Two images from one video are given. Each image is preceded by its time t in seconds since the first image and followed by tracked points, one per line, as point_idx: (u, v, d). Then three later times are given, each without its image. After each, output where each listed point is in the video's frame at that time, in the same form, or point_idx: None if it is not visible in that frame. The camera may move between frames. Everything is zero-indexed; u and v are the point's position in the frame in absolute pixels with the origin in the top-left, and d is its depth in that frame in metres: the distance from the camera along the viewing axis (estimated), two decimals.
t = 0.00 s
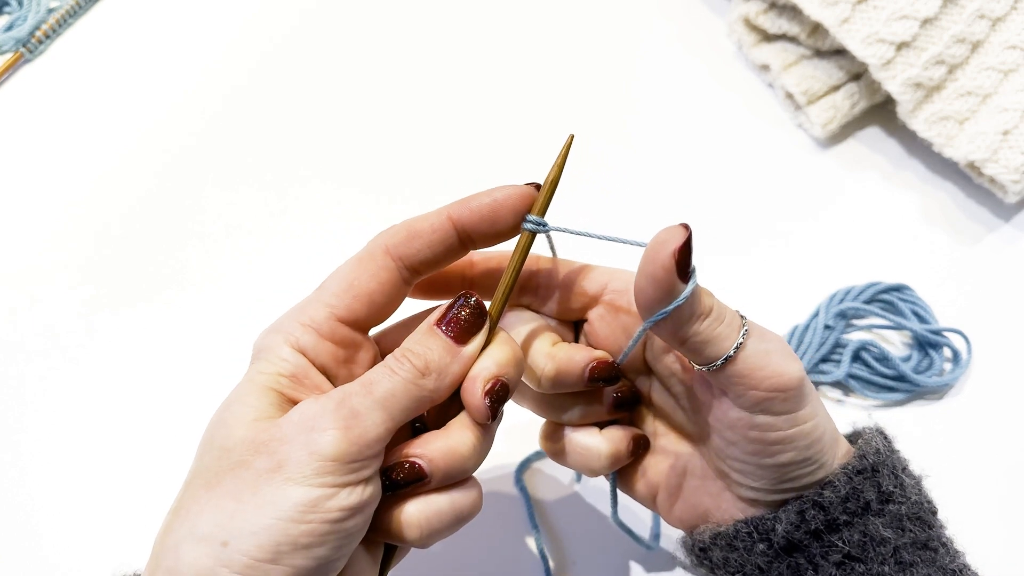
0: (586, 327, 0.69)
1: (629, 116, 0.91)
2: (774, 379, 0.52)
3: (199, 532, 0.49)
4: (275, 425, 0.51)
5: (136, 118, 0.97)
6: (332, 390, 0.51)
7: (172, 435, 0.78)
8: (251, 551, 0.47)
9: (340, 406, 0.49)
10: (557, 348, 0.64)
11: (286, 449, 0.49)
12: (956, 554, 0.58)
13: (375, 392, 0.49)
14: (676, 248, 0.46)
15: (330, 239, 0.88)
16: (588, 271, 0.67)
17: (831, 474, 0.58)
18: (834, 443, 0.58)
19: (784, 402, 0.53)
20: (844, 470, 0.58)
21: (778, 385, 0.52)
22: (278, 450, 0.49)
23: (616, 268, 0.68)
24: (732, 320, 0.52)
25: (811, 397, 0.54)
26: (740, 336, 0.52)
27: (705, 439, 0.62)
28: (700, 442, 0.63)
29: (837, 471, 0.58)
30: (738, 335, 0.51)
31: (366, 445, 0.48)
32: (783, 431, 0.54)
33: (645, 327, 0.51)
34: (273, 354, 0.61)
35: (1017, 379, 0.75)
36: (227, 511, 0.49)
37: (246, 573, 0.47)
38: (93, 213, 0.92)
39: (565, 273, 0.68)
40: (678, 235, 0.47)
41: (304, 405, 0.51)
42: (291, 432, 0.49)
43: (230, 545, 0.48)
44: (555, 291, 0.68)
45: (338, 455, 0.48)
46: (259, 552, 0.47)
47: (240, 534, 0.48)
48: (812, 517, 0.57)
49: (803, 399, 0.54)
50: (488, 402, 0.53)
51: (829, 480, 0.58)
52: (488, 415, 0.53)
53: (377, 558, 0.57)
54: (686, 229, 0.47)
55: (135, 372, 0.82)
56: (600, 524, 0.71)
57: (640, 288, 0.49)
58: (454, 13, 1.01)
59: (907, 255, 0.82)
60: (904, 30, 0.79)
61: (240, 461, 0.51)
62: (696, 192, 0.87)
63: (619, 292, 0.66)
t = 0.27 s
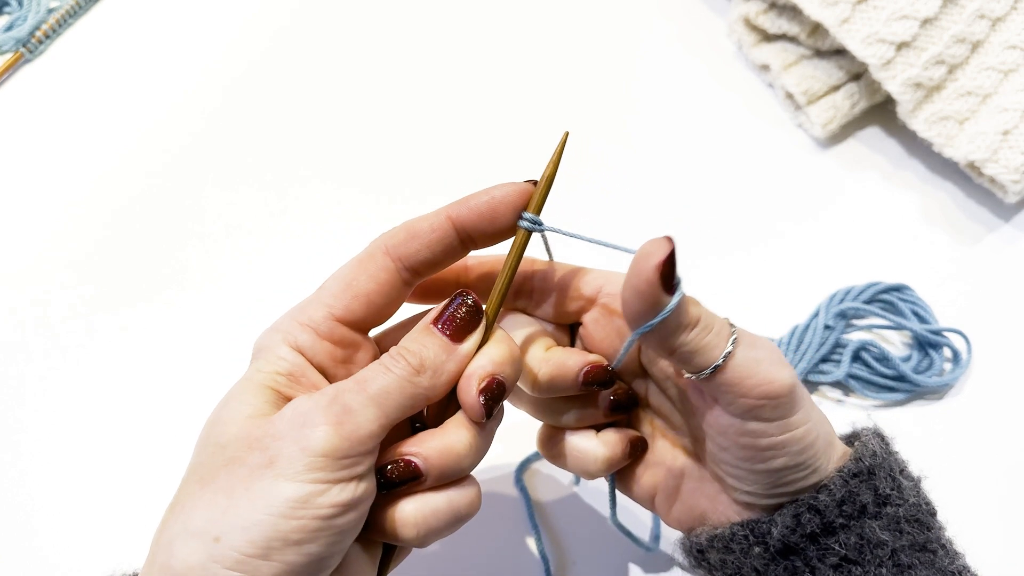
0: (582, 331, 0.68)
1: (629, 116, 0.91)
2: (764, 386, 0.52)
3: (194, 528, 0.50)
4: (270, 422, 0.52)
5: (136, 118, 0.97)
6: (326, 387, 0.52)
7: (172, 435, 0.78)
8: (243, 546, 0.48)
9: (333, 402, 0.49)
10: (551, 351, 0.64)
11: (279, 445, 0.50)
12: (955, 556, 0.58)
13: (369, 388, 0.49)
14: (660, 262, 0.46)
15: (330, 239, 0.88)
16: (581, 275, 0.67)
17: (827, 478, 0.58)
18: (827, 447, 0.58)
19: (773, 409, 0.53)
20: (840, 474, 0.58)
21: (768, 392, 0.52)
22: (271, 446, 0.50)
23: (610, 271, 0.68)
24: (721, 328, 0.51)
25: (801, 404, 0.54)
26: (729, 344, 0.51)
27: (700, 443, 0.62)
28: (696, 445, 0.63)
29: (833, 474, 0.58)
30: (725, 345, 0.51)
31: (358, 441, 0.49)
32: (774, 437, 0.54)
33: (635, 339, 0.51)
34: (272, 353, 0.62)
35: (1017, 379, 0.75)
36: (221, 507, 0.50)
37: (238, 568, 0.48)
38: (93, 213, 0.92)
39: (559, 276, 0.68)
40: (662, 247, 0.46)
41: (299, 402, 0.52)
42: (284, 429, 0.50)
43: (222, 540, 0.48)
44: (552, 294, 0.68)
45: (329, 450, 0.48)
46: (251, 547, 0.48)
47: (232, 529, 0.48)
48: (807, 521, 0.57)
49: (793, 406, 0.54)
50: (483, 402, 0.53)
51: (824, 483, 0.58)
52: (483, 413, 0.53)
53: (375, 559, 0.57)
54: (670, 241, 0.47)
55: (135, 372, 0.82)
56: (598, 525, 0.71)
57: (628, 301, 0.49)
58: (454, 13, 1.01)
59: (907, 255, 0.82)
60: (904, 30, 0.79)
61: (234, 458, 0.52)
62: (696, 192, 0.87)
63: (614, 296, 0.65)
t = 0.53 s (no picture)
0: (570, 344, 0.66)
1: (630, 116, 0.91)
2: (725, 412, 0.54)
3: (180, 517, 0.51)
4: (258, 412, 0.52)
5: (136, 118, 0.97)
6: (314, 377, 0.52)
7: (172, 436, 0.78)
8: (228, 533, 0.48)
9: (319, 392, 0.50)
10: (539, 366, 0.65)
11: (264, 433, 0.50)
12: (954, 567, 0.57)
13: (357, 378, 0.50)
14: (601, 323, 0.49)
15: (330, 239, 0.88)
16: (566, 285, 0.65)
17: (813, 493, 0.58)
18: (807, 473, 0.58)
19: (736, 446, 0.55)
20: (827, 488, 0.57)
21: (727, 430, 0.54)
22: (257, 436, 0.50)
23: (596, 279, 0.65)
24: (674, 374, 0.55)
25: (770, 437, 0.56)
26: (683, 388, 0.55)
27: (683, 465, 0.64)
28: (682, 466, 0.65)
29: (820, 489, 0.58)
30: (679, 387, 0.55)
31: (342, 429, 0.49)
32: (742, 470, 0.56)
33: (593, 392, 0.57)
34: (268, 349, 0.63)
35: (1017, 379, 0.75)
36: (206, 495, 0.50)
37: (224, 556, 0.48)
38: (92, 213, 0.92)
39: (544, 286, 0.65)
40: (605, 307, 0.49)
41: (287, 392, 0.52)
42: (270, 418, 0.51)
43: (207, 528, 0.49)
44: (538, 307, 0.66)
45: (313, 437, 0.48)
46: (236, 534, 0.48)
47: (217, 517, 0.49)
48: (796, 537, 0.56)
49: (759, 440, 0.55)
50: (470, 399, 0.53)
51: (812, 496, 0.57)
52: (471, 408, 0.53)
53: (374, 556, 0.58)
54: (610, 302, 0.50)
55: (135, 372, 0.82)
56: (596, 527, 0.71)
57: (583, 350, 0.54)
58: (454, 13, 1.01)
59: (907, 255, 0.82)
60: (904, 30, 0.79)
61: (222, 448, 0.52)
62: (697, 192, 0.87)
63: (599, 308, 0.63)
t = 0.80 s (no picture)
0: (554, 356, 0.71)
1: (629, 115, 0.91)
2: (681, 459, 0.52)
3: (174, 513, 0.51)
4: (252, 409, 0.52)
5: (136, 119, 0.97)
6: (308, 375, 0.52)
7: (172, 436, 0.78)
8: (220, 529, 0.48)
9: (311, 389, 0.50)
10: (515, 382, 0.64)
11: (257, 431, 0.50)
12: None
13: (350, 376, 0.50)
14: (511, 405, 0.46)
15: (329, 240, 0.88)
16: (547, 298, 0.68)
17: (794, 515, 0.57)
18: (775, 507, 0.57)
19: (693, 488, 0.54)
20: (807, 510, 0.57)
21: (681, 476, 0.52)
22: (250, 433, 0.50)
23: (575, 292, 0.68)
24: (621, 424, 0.51)
25: (729, 477, 0.54)
26: (632, 440, 0.51)
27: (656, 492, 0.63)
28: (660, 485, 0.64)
29: (797, 514, 0.57)
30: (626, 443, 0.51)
31: (333, 427, 0.49)
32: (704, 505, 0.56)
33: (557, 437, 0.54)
34: (267, 349, 0.63)
35: (1016, 380, 0.75)
36: (199, 492, 0.50)
37: (215, 552, 0.48)
38: (92, 213, 0.92)
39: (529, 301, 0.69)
40: (515, 385, 0.46)
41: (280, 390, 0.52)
42: (263, 415, 0.51)
43: (199, 524, 0.49)
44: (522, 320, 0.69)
45: (305, 435, 0.48)
46: (227, 530, 0.48)
47: (209, 513, 0.49)
48: (778, 563, 0.57)
49: (716, 481, 0.54)
50: (465, 399, 0.52)
51: (790, 523, 0.57)
52: (466, 406, 0.52)
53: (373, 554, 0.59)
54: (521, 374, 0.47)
55: (135, 373, 0.82)
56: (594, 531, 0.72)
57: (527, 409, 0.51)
58: (454, 13, 1.01)
59: (907, 255, 0.82)
60: (904, 30, 0.79)
61: (217, 445, 0.52)
62: (697, 192, 0.87)
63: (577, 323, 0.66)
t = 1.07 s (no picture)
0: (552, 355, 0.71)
1: (630, 115, 0.91)
2: (678, 465, 0.52)
3: (172, 513, 0.51)
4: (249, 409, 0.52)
5: (136, 119, 0.97)
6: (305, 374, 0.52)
7: (171, 437, 0.78)
8: (218, 529, 0.48)
9: (308, 389, 0.50)
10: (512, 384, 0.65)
11: (254, 431, 0.50)
12: None
13: (349, 376, 0.50)
14: (506, 408, 0.47)
15: (329, 240, 0.88)
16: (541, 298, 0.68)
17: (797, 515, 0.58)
18: (772, 512, 0.57)
19: (689, 493, 0.53)
20: (805, 514, 0.57)
21: (676, 480, 0.52)
22: (247, 433, 0.50)
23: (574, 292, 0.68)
24: (618, 427, 0.51)
25: (727, 482, 0.54)
26: (628, 443, 0.51)
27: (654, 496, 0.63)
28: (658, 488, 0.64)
29: (796, 518, 0.57)
30: (622, 447, 0.51)
31: (331, 427, 0.49)
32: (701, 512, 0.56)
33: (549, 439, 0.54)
34: (262, 348, 0.63)
35: (1016, 380, 0.75)
36: (197, 492, 0.50)
37: (214, 552, 0.49)
38: (92, 213, 0.92)
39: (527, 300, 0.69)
40: (512, 387, 0.47)
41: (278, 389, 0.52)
42: (260, 415, 0.50)
43: (197, 524, 0.49)
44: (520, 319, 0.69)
45: (303, 434, 0.48)
46: (225, 530, 0.48)
47: (208, 513, 0.49)
48: (775, 567, 0.57)
49: (713, 487, 0.54)
50: (462, 399, 0.52)
51: (788, 527, 0.57)
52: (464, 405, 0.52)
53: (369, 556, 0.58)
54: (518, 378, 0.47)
55: (135, 373, 0.82)
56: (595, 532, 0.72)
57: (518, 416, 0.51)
58: (454, 13, 1.01)
59: (907, 255, 0.82)
60: (904, 30, 0.79)
61: (214, 444, 0.52)
62: (697, 192, 0.87)
63: (575, 323, 0.66)
